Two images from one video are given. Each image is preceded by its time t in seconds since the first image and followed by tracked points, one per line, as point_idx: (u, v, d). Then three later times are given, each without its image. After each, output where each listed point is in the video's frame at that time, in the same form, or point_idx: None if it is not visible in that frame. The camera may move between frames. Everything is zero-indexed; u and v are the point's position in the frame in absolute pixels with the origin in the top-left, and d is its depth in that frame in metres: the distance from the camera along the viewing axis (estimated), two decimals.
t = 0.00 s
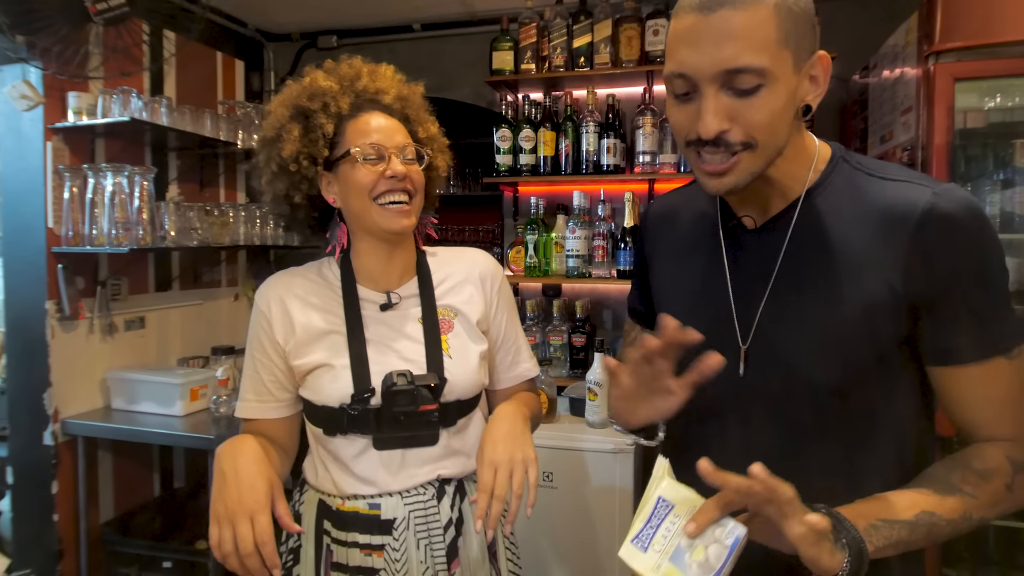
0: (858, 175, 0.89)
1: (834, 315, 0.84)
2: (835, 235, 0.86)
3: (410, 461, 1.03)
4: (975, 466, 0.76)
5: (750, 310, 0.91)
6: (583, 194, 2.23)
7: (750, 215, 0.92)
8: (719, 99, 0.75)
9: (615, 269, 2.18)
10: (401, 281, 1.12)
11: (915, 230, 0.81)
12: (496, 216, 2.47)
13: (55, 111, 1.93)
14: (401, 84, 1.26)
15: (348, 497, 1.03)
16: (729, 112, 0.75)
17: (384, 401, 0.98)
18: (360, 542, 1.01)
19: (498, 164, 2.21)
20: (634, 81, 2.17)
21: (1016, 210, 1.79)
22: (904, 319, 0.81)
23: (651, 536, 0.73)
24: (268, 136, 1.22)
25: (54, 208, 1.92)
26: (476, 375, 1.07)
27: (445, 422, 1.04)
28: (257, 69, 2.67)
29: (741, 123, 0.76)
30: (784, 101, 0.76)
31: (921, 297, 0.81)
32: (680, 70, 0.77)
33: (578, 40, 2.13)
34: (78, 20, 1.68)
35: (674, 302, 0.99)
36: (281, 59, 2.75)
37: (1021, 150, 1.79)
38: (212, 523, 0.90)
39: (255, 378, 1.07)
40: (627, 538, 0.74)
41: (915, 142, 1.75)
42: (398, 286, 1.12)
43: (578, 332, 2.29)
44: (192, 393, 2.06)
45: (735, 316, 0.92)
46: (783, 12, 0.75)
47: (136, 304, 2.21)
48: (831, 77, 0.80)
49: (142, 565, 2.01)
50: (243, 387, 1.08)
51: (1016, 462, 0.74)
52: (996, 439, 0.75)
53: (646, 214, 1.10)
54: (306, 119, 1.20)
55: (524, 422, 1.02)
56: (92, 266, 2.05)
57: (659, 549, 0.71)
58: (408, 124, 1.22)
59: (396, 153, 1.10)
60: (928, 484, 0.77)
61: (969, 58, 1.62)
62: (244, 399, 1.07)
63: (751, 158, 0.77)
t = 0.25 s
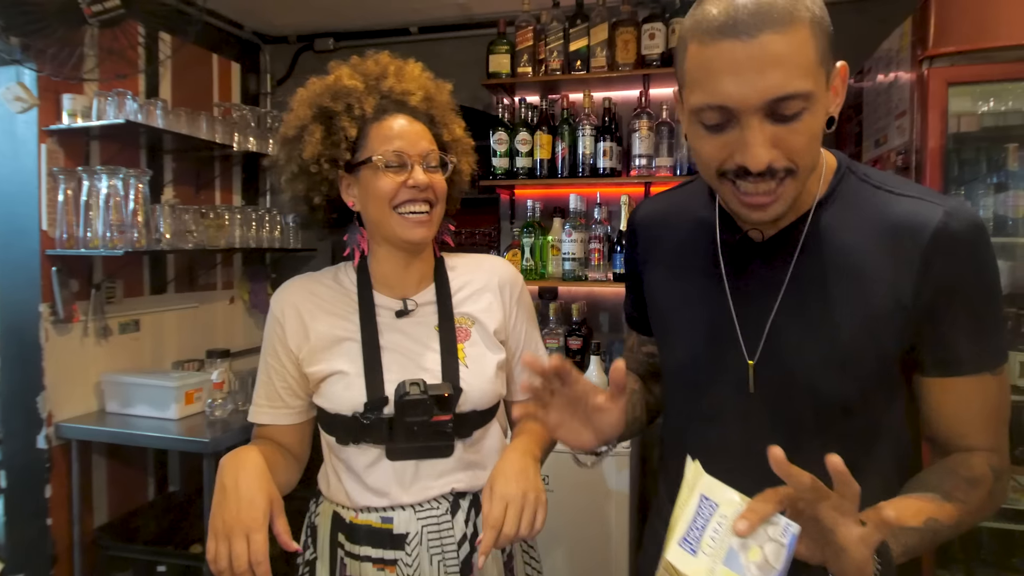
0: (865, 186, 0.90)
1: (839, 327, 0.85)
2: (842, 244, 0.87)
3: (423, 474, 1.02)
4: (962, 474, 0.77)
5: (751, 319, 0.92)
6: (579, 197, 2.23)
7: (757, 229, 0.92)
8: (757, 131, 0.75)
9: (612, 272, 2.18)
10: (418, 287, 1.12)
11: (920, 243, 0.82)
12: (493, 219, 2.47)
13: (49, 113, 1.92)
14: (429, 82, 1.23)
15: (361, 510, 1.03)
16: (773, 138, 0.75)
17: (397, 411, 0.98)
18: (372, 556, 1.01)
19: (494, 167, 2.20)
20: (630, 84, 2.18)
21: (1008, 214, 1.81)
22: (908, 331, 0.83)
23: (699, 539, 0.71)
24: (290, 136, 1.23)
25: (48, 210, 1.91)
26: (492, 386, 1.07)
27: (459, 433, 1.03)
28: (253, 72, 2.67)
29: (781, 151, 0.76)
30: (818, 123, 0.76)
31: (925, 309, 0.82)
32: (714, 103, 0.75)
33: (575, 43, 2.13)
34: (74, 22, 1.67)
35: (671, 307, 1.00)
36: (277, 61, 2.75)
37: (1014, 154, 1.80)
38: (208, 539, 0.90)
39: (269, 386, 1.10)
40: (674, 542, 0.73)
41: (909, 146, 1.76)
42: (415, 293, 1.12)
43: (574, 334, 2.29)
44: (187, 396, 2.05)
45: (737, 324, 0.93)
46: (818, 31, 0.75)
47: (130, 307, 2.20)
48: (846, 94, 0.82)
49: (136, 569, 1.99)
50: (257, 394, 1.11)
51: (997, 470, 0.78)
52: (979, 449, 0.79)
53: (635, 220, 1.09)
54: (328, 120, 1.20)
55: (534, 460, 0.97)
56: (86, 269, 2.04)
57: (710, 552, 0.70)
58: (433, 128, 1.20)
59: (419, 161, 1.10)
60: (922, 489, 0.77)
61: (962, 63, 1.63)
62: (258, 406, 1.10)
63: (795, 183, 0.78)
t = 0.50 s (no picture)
0: (871, 196, 0.91)
1: (846, 338, 0.87)
2: (847, 257, 0.88)
3: (428, 485, 1.02)
4: (964, 479, 0.83)
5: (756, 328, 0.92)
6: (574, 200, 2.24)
7: (762, 235, 0.92)
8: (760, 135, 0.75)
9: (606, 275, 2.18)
10: (431, 294, 1.12)
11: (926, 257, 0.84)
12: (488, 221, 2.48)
13: (41, 113, 1.90)
14: (455, 86, 1.18)
15: (364, 520, 1.04)
16: (771, 145, 0.76)
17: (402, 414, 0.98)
18: (374, 568, 1.02)
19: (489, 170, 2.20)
20: (625, 88, 2.18)
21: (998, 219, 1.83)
22: (912, 343, 0.85)
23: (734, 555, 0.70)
24: (309, 140, 1.20)
25: (38, 211, 1.90)
26: (503, 395, 1.05)
27: (466, 441, 1.02)
28: (247, 73, 2.66)
29: (780, 157, 0.76)
30: (822, 133, 0.77)
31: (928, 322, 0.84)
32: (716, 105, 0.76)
33: (570, 47, 2.14)
34: (66, 23, 1.66)
35: (671, 313, 1.00)
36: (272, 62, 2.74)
37: (1004, 160, 1.82)
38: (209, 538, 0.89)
39: (281, 389, 1.11)
40: (710, 560, 0.71)
41: (900, 151, 1.78)
42: (427, 300, 1.11)
43: (568, 337, 2.29)
44: (179, 399, 2.03)
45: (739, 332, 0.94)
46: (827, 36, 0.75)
47: (121, 309, 2.18)
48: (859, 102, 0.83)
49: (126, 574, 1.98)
50: (271, 398, 1.12)
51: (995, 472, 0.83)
52: (978, 453, 0.84)
53: (631, 221, 1.09)
54: (348, 126, 1.17)
55: (540, 500, 0.94)
56: (77, 270, 2.02)
57: (747, 571, 0.69)
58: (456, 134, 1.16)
59: (434, 179, 1.07)
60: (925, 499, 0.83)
61: (952, 69, 1.65)
62: (271, 409, 1.11)
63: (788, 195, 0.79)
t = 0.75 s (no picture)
0: (862, 196, 0.94)
1: (848, 334, 0.89)
2: (845, 256, 0.91)
3: (425, 486, 1.02)
4: (969, 461, 0.86)
5: (756, 327, 0.94)
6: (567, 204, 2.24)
7: (753, 233, 0.96)
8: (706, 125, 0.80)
9: (599, 278, 2.19)
10: (431, 298, 1.11)
11: (920, 255, 0.87)
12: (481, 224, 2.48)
13: (31, 114, 1.89)
14: (466, 94, 1.16)
15: (359, 522, 1.04)
16: (716, 137, 0.80)
17: (400, 410, 0.97)
18: (368, 571, 1.01)
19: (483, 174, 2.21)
20: (618, 93, 2.20)
21: (986, 224, 1.85)
22: (907, 338, 0.88)
23: (713, 459, 0.77)
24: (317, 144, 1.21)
25: (28, 212, 1.88)
26: (501, 397, 1.04)
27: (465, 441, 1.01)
28: (240, 75, 2.65)
29: (725, 149, 0.80)
30: (773, 130, 0.80)
31: (922, 317, 0.88)
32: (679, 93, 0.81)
33: (564, 51, 2.15)
34: (57, 23, 1.65)
35: (670, 315, 1.01)
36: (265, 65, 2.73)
37: (991, 166, 1.86)
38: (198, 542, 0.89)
39: (280, 391, 1.11)
40: (690, 455, 0.78)
41: (890, 157, 1.80)
42: (428, 303, 1.11)
43: (561, 341, 2.30)
44: (169, 402, 2.02)
45: (737, 332, 0.95)
46: (784, 38, 0.78)
47: (111, 312, 2.17)
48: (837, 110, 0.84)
49: None
50: (271, 400, 1.12)
51: (1001, 458, 0.86)
52: (984, 439, 0.86)
53: (629, 223, 1.11)
54: (354, 133, 1.17)
55: (542, 517, 0.93)
56: (66, 272, 2.00)
57: (720, 472, 0.77)
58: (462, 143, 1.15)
59: (432, 194, 1.05)
60: (928, 477, 0.88)
61: (940, 77, 1.68)
62: (271, 411, 1.11)
63: (733, 187, 0.82)
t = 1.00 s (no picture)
0: (852, 195, 0.95)
1: (841, 332, 0.89)
2: (835, 253, 0.92)
3: (410, 489, 1.01)
4: (962, 454, 0.88)
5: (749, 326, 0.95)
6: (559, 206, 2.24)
7: (742, 230, 0.98)
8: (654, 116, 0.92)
9: (591, 281, 2.19)
10: (423, 300, 1.11)
11: (910, 252, 0.88)
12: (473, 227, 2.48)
13: (20, 115, 1.88)
14: (461, 95, 1.16)
15: (344, 522, 1.04)
16: (664, 123, 0.91)
17: (384, 410, 0.98)
18: (352, 571, 1.02)
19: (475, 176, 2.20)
20: (610, 96, 2.20)
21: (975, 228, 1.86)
22: (898, 335, 0.88)
23: (679, 453, 0.81)
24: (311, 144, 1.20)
25: (17, 213, 1.87)
26: (489, 401, 1.03)
27: (450, 444, 1.00)
28: (232, 76, 2.64)
29: (673, 133, 0.91)
30: (716, 114, 0.89)
31: (912, 313, 0.88)
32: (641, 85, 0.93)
33: (555, 54, 2.15)
34: (46, 23, 1.64)
35: (663, 314, 1.02)
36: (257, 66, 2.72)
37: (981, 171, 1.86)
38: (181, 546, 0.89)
39: (273, 390, 1.10)
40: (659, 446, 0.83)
41: (880, 161, 1.80)
42: (420, 304, 1.10)
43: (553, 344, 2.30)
44: (159, 404, 2.01)
45: (730, 331, 0.96)
46: (715, 32, 0.88)
47: (100, 313, 2.16)
48: (786, 100, 0.90)
49: None
50: (265, 399, 1.12)
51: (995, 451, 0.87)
52: (979, 433, 0.88)
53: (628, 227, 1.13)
54: (348, 133, 1.16)
55: (533, 527, 0.93)
56: (55, 273, 1.99)
57: (681, 468, 0.80)
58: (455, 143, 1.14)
59: (424, 192, 1.05)
60: (921, 470, 0.89)
61: (930, 82, 1.69)
62: (264, 410, 1.11)
63: (686, 166, 0.91)
